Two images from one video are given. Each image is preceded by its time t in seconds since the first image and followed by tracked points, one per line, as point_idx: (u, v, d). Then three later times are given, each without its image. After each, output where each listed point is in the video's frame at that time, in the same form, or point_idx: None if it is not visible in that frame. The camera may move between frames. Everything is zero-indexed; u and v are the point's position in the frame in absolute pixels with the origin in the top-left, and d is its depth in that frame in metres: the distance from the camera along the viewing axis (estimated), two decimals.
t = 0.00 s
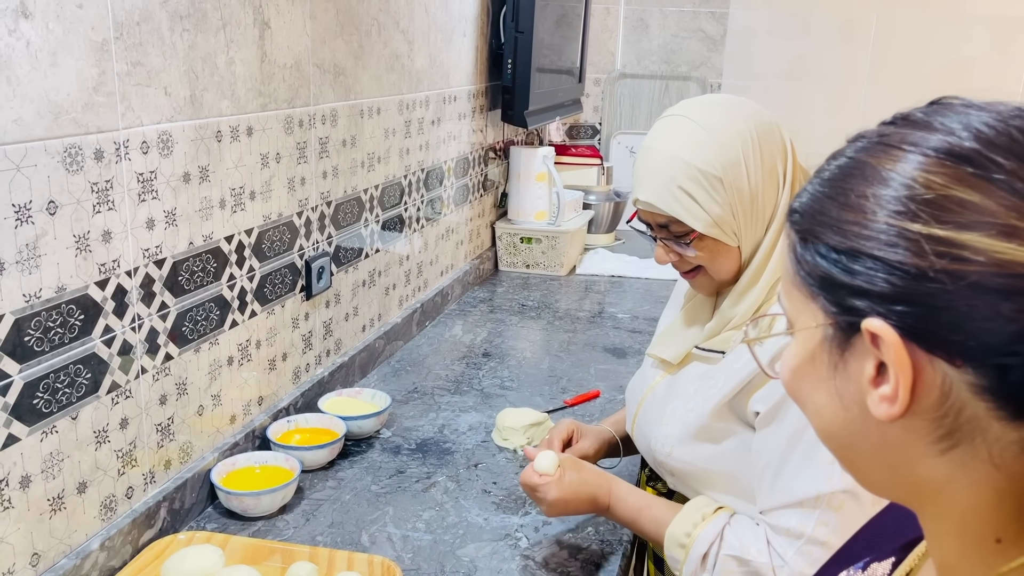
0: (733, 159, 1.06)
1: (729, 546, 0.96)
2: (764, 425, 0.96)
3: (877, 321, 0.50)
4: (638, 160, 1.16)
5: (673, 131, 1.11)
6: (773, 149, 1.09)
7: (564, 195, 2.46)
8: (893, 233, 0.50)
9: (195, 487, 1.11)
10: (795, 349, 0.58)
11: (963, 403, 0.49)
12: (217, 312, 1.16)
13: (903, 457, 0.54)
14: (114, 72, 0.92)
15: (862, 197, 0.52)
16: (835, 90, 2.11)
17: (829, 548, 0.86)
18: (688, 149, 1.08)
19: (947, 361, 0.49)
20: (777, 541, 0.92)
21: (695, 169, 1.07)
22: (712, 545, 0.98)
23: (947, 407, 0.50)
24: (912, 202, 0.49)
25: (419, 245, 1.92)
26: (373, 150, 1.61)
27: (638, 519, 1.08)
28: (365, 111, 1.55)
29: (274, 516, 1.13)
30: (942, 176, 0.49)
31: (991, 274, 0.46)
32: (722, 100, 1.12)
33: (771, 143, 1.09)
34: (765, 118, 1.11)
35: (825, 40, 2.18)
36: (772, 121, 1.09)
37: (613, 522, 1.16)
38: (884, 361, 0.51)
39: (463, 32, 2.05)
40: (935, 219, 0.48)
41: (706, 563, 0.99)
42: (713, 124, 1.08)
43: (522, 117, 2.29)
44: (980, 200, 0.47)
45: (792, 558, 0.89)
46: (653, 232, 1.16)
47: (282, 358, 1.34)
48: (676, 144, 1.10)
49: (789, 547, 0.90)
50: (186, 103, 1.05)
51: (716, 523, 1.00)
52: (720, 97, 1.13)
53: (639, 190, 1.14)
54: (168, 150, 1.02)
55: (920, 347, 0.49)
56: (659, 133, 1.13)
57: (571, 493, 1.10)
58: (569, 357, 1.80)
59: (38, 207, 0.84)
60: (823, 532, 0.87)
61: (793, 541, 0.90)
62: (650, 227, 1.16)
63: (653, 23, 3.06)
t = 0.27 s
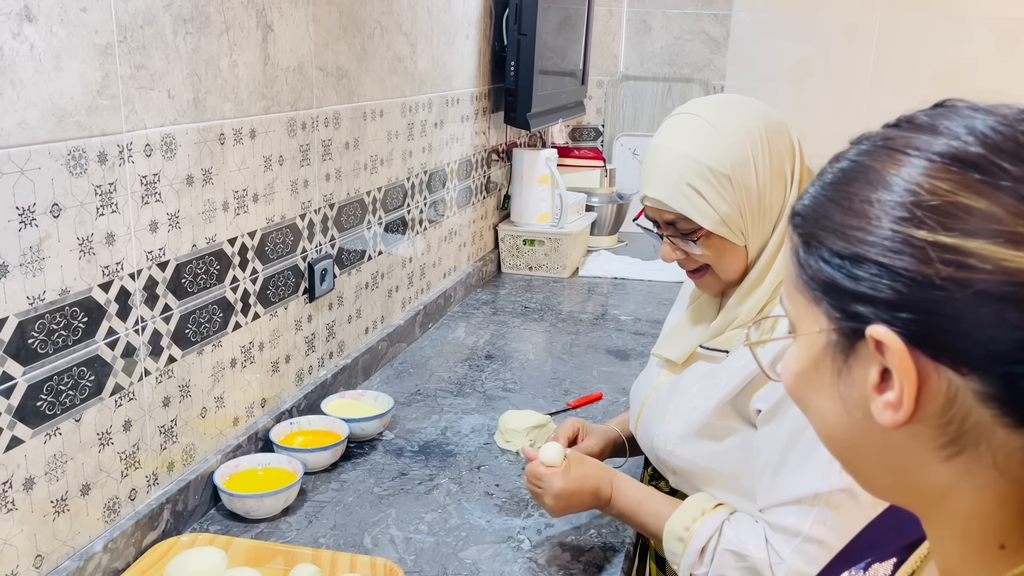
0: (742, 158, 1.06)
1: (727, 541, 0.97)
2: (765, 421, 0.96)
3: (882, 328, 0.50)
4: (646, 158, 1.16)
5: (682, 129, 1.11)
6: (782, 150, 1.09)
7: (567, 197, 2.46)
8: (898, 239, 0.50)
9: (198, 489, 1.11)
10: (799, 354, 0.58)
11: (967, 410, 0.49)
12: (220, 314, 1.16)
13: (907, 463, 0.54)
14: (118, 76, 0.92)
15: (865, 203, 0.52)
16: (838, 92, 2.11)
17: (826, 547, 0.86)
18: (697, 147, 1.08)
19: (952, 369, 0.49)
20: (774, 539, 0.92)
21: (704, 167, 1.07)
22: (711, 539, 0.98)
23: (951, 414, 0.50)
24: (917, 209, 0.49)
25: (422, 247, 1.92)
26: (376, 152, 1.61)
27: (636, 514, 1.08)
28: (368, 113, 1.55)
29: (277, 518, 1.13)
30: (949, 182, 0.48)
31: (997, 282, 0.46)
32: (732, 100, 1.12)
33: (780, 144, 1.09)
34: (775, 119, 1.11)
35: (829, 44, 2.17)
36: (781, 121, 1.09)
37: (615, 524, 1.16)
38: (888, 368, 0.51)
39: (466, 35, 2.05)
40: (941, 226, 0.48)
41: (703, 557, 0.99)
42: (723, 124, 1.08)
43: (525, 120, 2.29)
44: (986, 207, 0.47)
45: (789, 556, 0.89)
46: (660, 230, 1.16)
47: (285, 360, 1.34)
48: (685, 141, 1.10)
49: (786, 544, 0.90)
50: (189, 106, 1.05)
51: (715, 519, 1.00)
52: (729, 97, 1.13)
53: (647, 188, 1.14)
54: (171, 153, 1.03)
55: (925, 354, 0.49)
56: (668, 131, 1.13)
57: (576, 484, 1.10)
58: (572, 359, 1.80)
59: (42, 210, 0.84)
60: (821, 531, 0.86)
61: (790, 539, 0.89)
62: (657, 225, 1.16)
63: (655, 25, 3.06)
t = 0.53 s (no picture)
0: (752, 156, 1.07)
1: (729, 535, 0.96)
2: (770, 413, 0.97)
3: (870, 328, 0.50)
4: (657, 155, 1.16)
5: (694, 126, 1.11)
6: (791, 149, 1.09)
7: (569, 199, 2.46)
8: (886, 240, 0.49)
9: (200, 490, 1.11)
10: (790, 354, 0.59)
11: (955, 411, 0.49)
12: (222, 315, 1.16)
13: (897, 464, 0.54)
14: (120, 77, 0.93)
15: (856, 203, 0.52)
16: (840, 94, 2.11)
17: (830, 540, 0.86)
18: (709, 143, 1.08)
19: (939, 369, 0.49)
20: (777, 532, 0.91)
21: (715, 164, 1.07)
22: (712, 534, 0.98)
23: (939, 414, 0.50)
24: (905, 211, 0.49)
25: (424, 248, 1.92)
26: (378, 154, 1.61)
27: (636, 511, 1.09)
28: (369, 115, 1.55)
29: (278, 519, 1.13)
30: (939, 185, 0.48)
31: (985, 283, 0.46)
32: (744, 98, 1.12)
33: (790, 143, 1.09)
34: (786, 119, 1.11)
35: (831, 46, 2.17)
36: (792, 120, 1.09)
37: (617, 526, 1.15)
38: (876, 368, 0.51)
39: (468, 37, 2.05)
40: (928, 227, 0.48)
41: (706, 552, 0.98)
42: (734, 121, 1.09)
43: (527, 121, 2.29)
44: (974, 209, 0.47)
45: (793, 549, 0.89)
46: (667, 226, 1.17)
47: (286, 362, 1.34)
48: (695, 138, 1.10)
49: (789, 538, 0.90)
50: (191, 107, 1.05)
51: (716, 514, 1.00)
52: (741, 95, 1.13)
53: (656, 183, 1.14)
54: (173, 154, 1.03)
55: (913, 355, 0.49)
56: (680, 128, 1.13)
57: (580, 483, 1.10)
58: (574, 360, 1.80)
59: (45, 211, 0.84)
60: (825, 524, 0.86)
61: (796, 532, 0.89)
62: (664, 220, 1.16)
63: (658, 27, 3.06)
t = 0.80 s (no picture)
0: (757, 152, 1.07)
1: (724, 529, 0.96)
2: (772, 407, 0.97)
3: (855, 331, 0.50)
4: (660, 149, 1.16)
5: (699, 121, 1.11)
6: (797, 146, 1.09)
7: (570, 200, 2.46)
8: (869, 243, 0.50)
9: (200, 490, 1.11)
10: (779, 358, 0.59)
11: (940, 411, 0.50)
12: (223, 315, 1.16)
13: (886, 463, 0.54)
14: (121, 78, 0.93)
15: (840, 207, 0.52)
16: (842, 96, 2.11)
17: (826, 534, 0.86)
18: (716, 138, 1.08)
19: (923, 369, 0.49)
20: (772, 526, 0.92)
21: (721, 159, 1.07)
22: (710, 527, 0.98)
23: (925, 414, 0.50)
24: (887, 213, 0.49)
25: (425, 249, 1.92)
26: (380, 154, 1.61)
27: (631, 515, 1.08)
28: (371, 116, 1.55)
29: (278, 519, 1.13)
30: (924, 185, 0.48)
31: (966, 284, 0.46)
32: (751, 95, 1.12)
33: (795, 140, 1.10)
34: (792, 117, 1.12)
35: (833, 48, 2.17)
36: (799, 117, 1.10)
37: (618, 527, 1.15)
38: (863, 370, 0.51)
39: (470, 38, 2.05)
40: (907, 230, 0.48)
41: (703, 545, 0.98)
42: (741, 117, 1.09)
43: (529, 122, 2.29)
44: (952, 210, 0.47)
45: (788, 542, 0.89)
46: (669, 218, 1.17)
47: (287, 362, 1.34)
48: (701, 131, 1.10)
49: (784, 532, 0.90)
50: (192, 108, 1.06)
51: (711, 509, 1.00)
52: (747, 92, 1.14)
53: (660, 175, 1.14)
54: (174, 154, 1.03)
55: (897, 356, 0.50)
56: (685, 123, 1.13)
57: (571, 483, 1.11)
58: (574, 361, 1.80)
59: (46, 211, 0.84)
60: (820, 517, 0.86)
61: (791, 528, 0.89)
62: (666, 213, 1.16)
63: (659, 28, 3.06)
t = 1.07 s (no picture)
0: (781, 140, 1.11)
1: (735, 530, 0.96)
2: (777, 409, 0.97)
3: (861, 333, 0.50)
4: (680, 131, 1.18)
5: (724, 105, 1.14)
6: (816, 140, 1.14)
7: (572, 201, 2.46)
8: (875, 244, 0.50)
9: (202, 490, 1.12)
10: (782, 359, 0.58)
11: (947, 412, 0.50)
12: (226, 315, 1.16)
13: (891, 465, 0.54)
14: (124, 78, 0.93)
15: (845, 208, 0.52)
16: (845, 97, 2.11)
17: (835, 534, 0.86)
18: (742, 122, 1.11)
19: (930, 370, 0.49)
20: (782, 528, 0.92)
21: (746, 141, 1.10)
22: (720, 529, 0.98)
23: (932, 416, 0.50)
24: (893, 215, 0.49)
25: (427, 249, 1.92)
26: (382, 155, 1.61)
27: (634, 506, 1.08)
28: (373, 116, 1.55)
29: (280, 519, 1.13)
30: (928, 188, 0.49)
31: (973, 285, 0.46)
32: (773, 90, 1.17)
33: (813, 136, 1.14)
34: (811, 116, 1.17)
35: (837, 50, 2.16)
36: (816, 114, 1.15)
37: (619, 528, 1.15)
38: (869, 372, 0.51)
39: (472, 38, 2.05)
40: (915, 232, 0.48)
41: (713, 546, 0.98)
42: (767, 105, 1.12)
43: (531, 123, 2.29)
44: (959, 211, 0.47)
45: (800, 544, 0.89)
46: (681, 204, 1.18)
47: (289, 362, 1.35)
48: (727, 115, 1.13)
49: (795, 533, 0.90)
50: (195, 108, 1.06)
51: (722, 509, 1.00)
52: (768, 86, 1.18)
53: (682, 155, 1.15)
54: (177, 155, 1.03)
55: (904, 358, 0.49)
56: (709, 107, 1.16)
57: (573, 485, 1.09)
58: (576, 362, 1.80)
59: (49, 211, 0.84)
60: (830, 518, 0.87)
61: (801, 528, 0.89)
62: (679, 197, 1.17)
63: (662, 29, 3.06)
